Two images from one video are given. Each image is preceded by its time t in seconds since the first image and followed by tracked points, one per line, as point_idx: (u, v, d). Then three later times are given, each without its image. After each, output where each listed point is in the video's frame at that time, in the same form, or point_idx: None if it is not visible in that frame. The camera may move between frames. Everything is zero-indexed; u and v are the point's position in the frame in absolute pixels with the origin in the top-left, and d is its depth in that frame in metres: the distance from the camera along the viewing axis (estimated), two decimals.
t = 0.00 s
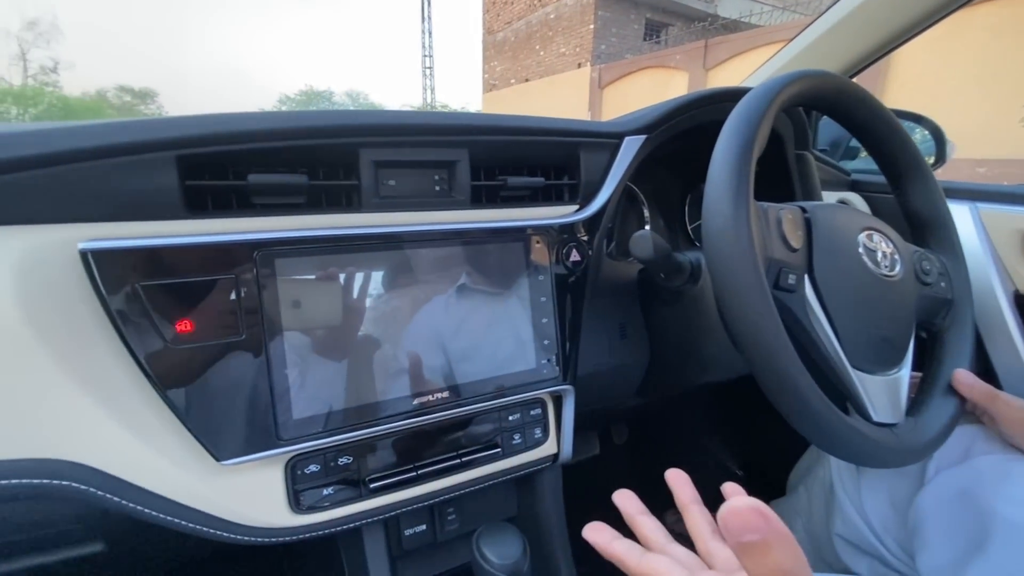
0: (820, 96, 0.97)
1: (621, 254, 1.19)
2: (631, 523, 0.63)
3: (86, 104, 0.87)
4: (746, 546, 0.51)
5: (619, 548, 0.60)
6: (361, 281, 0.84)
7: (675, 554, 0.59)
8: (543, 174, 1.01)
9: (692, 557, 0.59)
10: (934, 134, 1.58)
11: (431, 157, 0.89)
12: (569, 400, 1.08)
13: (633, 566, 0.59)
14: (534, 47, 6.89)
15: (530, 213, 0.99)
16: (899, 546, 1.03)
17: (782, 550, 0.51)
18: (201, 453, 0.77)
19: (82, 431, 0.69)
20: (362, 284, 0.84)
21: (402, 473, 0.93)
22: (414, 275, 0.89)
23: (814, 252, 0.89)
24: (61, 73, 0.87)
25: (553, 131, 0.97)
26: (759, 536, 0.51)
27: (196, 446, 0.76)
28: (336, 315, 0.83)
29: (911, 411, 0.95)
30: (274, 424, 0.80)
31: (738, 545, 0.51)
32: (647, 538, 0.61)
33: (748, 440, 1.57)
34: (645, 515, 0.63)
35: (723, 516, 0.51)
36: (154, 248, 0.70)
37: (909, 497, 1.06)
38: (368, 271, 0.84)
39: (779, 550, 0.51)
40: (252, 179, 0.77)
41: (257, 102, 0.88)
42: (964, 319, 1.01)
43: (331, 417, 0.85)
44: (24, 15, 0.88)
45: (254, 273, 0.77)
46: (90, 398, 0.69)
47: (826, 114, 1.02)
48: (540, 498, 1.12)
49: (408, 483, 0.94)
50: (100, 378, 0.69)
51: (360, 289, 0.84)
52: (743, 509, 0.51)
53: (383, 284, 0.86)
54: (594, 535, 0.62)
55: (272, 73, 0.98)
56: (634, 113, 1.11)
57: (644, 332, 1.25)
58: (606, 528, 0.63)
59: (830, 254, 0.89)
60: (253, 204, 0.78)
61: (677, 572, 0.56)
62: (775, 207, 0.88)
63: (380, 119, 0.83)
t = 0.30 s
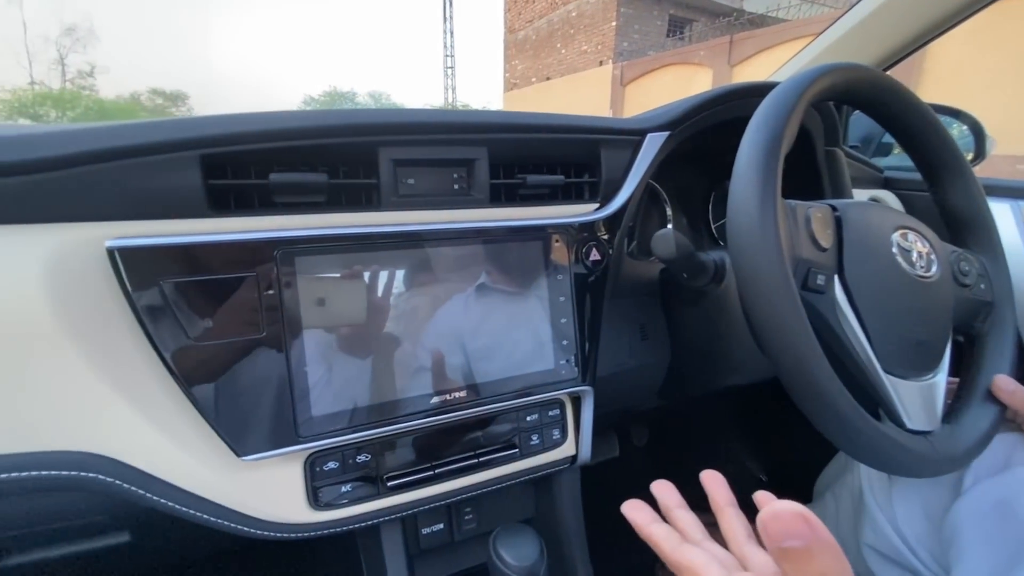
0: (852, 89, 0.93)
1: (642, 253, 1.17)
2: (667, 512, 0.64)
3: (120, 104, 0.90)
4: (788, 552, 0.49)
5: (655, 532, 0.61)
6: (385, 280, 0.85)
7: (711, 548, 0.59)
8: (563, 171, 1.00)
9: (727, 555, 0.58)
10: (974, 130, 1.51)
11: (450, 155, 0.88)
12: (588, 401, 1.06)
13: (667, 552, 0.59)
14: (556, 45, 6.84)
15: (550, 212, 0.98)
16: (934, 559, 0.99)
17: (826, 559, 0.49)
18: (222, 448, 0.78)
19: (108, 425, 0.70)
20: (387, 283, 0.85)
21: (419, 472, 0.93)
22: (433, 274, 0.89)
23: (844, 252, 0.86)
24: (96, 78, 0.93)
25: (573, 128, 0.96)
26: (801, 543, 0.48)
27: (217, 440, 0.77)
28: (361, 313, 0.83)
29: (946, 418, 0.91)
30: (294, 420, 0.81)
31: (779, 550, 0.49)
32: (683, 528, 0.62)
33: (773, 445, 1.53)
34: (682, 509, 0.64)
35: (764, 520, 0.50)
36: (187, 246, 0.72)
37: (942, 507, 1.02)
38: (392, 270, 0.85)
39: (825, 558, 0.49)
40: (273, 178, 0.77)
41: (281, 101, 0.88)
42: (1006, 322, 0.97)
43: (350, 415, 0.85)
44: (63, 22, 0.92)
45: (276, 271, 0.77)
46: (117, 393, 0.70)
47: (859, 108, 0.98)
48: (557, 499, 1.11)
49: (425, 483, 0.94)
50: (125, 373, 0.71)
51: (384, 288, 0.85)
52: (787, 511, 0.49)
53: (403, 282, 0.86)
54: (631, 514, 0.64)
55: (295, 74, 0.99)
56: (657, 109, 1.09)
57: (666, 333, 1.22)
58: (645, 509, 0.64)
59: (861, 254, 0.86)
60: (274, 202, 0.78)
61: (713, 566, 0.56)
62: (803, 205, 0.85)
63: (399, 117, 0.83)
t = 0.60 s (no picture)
0: (883, 83, 0.90)
1: (662, 252, 1.16)
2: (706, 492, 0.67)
3: (150, 107, 0.92)
4: (835, 546, 0.50)
5: (692, 504, 0.64)
6: (408, 278, 0.85)
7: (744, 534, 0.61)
8: (583, 170, 0.99)
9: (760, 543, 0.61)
10: (1011, 124, 1.45)
11: (470, 153, 0.88)
12: (607, 402, 1.05)
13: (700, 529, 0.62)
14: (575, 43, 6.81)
15: (569, 210, 0.97)
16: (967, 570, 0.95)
17: (875, 558, 0.49)
18: (246, 443, 0.79)
19: (136, 418, 0.72)
20: (409, 281, 0.85)
21: (438, 470, 0.93)
22: (453, 273, 0.89)
23: (874, 251, 0.84)
24: (128, 81, 0.96)
25: (594, 125, 0.95)
26: (851, 539, 0.49)
27: (240, 436, 0.78)
28: (383, 311, 0.84)
29: (982, 424, 0.87)
30: (315, 416, 0.82)
31: (826, 544, 0.50)
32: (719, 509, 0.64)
33: (797, 449, 1.49)
34: (720, 488, 0.67)
35: (812, 511, 0.50)
36: (222, 242, 0.73)
37: (977, 517, 0.98)
38: (415, 268, 0.85)
39: (873, 557, 0.49)
40: (294, 177, 0.78)
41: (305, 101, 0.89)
42: None
43: (371, 411, 0.85)
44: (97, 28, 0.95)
45: (298, 269, 0.78)
46: (144, 387, 0.72)
47: (890, 102, 0.95)
48: (576, 500, 1.11)
49: (443, 480, 0.94)
50: (152, 368, 0.72)
51: (407, 286, 0.85)
52: (835, 505, 0.50)
53: (423, 281, 0.87)
54: (671, 481, 0.67)
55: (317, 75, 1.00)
56: (679, 106, 1.07)
57: (687, 333, 1.20)
58: (685, 478, 0.67)
59: (893, 254, 0.83)
60: (296, 201, 0.79)
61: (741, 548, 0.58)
62: (832, 203, 0.82)
63: (418, 116, 0.83)
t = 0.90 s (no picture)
0: (911, 77, 0.87)
1: (680, 252, 1.14)
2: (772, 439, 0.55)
3: (175, 108, 0.94)
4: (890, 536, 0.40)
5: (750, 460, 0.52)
6: (428, 277, 0.85)
7: (804, 498, 0.51)
8: (599, 168, 0.98)
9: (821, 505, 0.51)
10: None
11: (485, 152, 0.88)
12: (623, 403, 1.04)
13: (752, 487, 0.51)
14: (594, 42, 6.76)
15: (585, 209, 0.96)
16: None
17: (938, 550, 0.40)
18: (263, 439, 0.80)
19: (156, 412, 0.74)
20: (428, 280, 0.86)
21: (452, 469, 0.94)
22: (469, 273, 0.89)
23: (900, 250, 0.81)
24: (156, 84, 0.98)
25: (610, 123, 0.94)
26: (907, 529, 0.39)
27: (257, 432, 0.80)
28: (403, 311, 0.84)
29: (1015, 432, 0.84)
30: (331, 413, 0.82)
31: (876, 533, 0.40)
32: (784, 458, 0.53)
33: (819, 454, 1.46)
34: (790, 446, 0.54)
35: (862, 496, 0.40)
36: (248, 241, 0.75)
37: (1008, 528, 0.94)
38: (434, 267, 0.86)
39: (932, 548, 0.40)
40: (312, 177, 0.78)
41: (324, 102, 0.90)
42: None
43: (387, 408, 0.86)
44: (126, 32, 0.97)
45: (316, 269, 0.79)
46: (164, 382, 0.73)
47: (919, 97, 0.92)
48: (590, 501, 1.10)
49: (457, 479, 0.94)
50: (172, 363, 0.74)
51: (427, 284, 0.85)
52: (892, 493, 0.39)
53: (443, 280, 0.87)
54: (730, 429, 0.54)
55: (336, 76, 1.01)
56: (699, 102, 1.05)
57: (706, 334, 1.19)
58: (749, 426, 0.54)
59: (920, 254, 0.81)
60: (313, 200, 0.80)
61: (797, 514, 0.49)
62: (856, 201, 0.80)
63: (434, 115, 0.83)
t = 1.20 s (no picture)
0: (944, 68, 0.85)
1: (703, 248, 1.13)
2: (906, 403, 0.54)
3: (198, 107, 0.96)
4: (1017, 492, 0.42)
5: (874, 412, 0.53)
6: (445, 275, 0.86)
7: (932, 460, 0.51)
8: (619, 162, 0.97)
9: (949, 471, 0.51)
10: None
11: (505, 147, 0.88)
12: (642, 401, 1.03)
13: (872, 439, 0.52)
14: (612, 40, 6.72)
15: (606, 204, 0.95)
16: None
17: None
18: (286, 430, 0.81)
19: (184, 402, 0.75)
20: (445, 278, 0.86)
21: (470, 463, 0.94)
22: (486, 270, 0.89)
23: (932, 246, 0.79)
24: (179, 86, 1.03)
25: (631, 117, 0.93)
26: None
27: (280, 423, 0.81)
28: (419, 309, 0.85)
29: None
30: (352, 406, 0.83)
31: (1004, 489, 0.42)
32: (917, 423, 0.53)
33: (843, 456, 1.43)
34: (927, 408, 0.53)
35: (993, 451, 0.42)
36: (270, 237, 0.76)
37: None
38: (450, 266, 0.86)
39: None
40: (334, 171, 0.79)
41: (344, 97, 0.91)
42: None
43: (406, 402, 0.86)
44: (152, 35, 1.04)
45: (337, 266, 0.80)
46: (191, 373, 0.75)
47: (952, 89, 0.89)
48: (608, 498, 1.09)
49: (475, 473, 0.94)
50: (199, 354, 0.75)
51: (445, 281, 0.86)
52: None
53: (461, 277, 0.87)
54: (858, 380, 0.55)
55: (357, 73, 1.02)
56: (721, 96, 1.04)
57: (727, 332, 1.18)
58: (879, 379, 0.54)
59: (952, 250, 0.78)
60: (335, 195, 0.81)
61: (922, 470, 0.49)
62: (886, 195, 0.78)
63: (454, 110, 0.83)
